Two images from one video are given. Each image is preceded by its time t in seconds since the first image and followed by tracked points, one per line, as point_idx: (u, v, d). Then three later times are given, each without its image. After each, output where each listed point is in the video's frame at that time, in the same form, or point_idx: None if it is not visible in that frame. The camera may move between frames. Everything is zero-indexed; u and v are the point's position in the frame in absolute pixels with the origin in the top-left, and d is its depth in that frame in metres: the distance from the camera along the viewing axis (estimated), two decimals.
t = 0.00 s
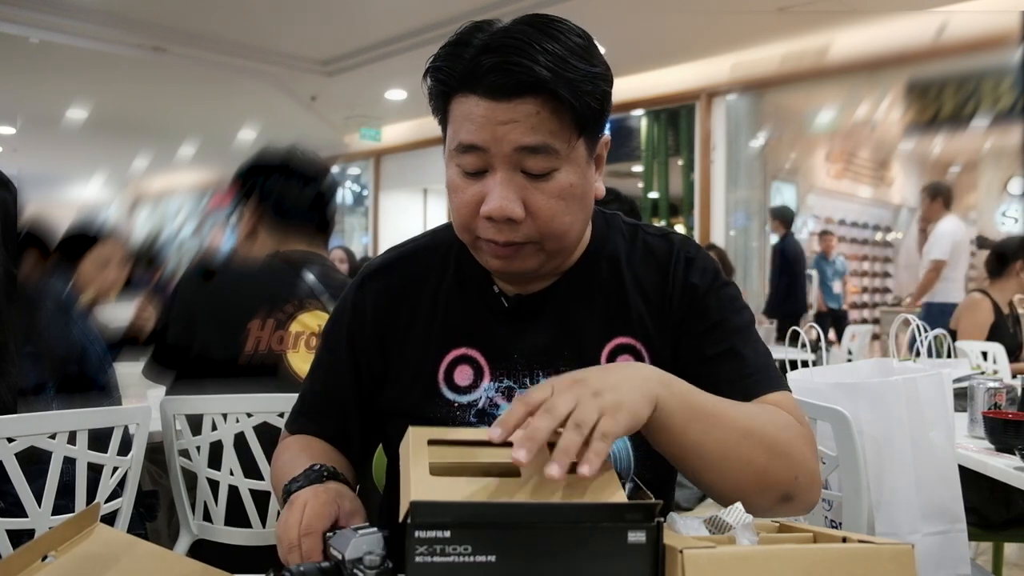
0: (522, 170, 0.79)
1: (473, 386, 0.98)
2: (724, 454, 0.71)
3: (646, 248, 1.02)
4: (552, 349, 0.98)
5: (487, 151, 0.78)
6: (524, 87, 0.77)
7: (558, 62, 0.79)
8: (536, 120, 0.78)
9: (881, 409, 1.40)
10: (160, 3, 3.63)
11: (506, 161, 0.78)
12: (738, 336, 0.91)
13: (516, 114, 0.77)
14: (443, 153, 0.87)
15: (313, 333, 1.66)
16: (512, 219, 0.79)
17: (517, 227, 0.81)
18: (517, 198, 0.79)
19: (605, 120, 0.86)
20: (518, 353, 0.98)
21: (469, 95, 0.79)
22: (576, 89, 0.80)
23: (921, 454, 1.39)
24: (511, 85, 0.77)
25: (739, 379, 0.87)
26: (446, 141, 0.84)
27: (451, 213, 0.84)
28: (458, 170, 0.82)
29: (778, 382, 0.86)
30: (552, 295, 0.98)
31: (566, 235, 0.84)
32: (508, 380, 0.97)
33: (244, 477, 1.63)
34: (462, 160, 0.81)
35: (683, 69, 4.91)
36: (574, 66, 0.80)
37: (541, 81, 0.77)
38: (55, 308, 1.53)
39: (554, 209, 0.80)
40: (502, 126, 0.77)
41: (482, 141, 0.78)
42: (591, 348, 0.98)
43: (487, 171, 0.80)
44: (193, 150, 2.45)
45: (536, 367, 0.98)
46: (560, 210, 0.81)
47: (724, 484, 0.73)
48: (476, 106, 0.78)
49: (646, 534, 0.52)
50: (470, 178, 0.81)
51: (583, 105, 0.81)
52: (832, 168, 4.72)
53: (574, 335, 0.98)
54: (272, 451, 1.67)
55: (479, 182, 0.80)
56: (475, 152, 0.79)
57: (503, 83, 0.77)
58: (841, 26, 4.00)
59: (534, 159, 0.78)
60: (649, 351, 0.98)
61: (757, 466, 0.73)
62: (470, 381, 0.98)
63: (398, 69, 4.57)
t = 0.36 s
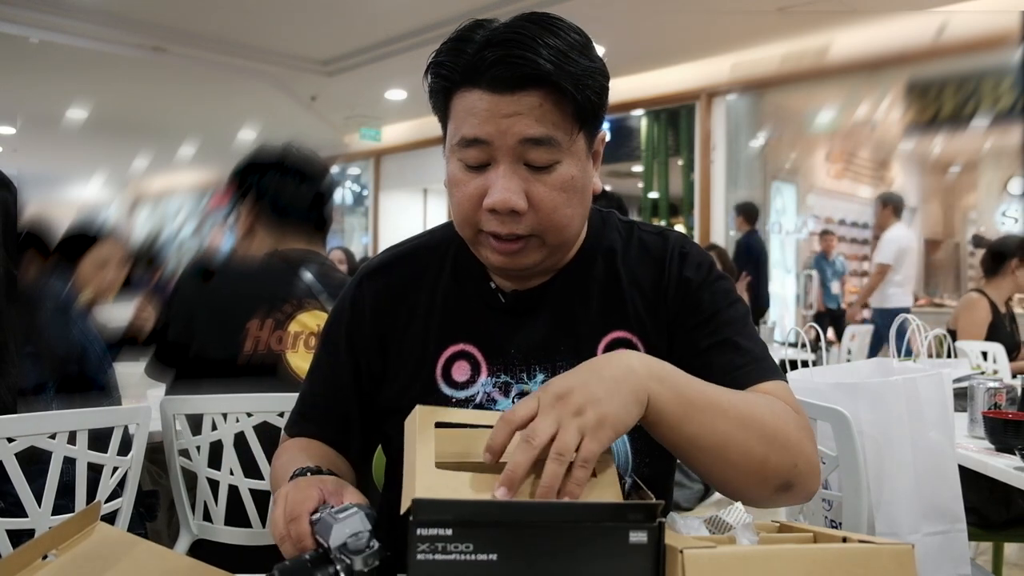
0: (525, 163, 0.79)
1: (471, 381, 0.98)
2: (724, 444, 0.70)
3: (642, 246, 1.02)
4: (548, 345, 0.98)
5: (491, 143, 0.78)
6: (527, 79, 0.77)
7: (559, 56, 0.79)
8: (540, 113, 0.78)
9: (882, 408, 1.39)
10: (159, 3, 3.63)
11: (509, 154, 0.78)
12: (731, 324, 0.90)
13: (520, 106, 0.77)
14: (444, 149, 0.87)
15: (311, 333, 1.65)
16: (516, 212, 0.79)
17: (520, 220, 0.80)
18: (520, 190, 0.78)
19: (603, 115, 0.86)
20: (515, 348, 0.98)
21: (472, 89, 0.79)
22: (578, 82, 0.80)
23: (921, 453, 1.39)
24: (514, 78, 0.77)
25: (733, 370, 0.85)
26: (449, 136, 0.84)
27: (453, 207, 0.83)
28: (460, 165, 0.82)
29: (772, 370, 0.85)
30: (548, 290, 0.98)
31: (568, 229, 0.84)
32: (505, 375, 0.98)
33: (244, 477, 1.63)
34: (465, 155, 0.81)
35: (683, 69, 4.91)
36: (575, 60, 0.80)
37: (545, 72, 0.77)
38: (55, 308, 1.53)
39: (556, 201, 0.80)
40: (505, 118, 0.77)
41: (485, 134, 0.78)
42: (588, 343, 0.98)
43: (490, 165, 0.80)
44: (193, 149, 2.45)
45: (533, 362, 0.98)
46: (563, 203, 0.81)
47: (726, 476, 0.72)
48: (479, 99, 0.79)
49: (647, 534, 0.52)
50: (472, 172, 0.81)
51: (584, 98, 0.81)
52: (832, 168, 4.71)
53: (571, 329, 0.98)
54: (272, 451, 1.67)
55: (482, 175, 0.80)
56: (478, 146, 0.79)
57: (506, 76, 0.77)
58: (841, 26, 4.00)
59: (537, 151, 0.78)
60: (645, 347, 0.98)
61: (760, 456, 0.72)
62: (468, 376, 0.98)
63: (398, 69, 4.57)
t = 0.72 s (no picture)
0: (523, 151, 0.79)
1: (468, 382, 0.98)
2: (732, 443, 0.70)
3: (640, 246, 1.02)
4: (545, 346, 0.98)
5: (488, 131, 0.78)
6: (525, 68, 0.78)
7: (557, 47, 0.80)
8: (538, 101, 0.78)
9: (882, 409, 1.40)
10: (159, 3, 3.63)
11: (506, 142, 0.78)
12: (729, 324, 0.90)
13: (517, 95, 0.78)
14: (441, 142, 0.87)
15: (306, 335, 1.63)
16: (513, 201, 0.78)
17: (517, 210, 0.80)
18: (517, 178, 0.78)
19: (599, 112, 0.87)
20: (512, 349, 0.98)
21: (469, 78, 0.80)
22: (575, 73, 0.81)
23: (921, 453, 1.39)
24: (512, 66, 0.78)
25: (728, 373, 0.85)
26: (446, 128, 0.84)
27: (449, 198, 0.83)
28: (457, 155, 0.81)
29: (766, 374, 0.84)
30: (546, 291, 0.98)
31: (566, 222, 0.83)
32: (502, 375, 0.97)
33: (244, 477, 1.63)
34: (462, 146, 0.81)
35: (683, 69, 4.91)
36: (574, 51, 0.81)
37: (542, 61, 0.78)
38: (56, 309, 1.52)
39: (554, 192, 0.80)
40: (502, 106, 0.78)
41: (482, 122, 0.78)
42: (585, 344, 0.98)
43: (487, 155, 0.80)
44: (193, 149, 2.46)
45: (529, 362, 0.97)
46: (560, 193, 0.80)
47: (730, 476, 0.72)
48: (476, 88, 0.79)
49: (646, 534, 0.52)
50: (469, 162, 0.81)
51: (581, 90, 0.81)
52: (831, 167, 4.68)
53: (569, 330, 0.98)
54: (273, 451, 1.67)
55: (478, 165, 0.80)
56: (476, 133, 0.79)
57: (504, 64, 0.78)
58: (841, 26, 4.00)
59: (535, 139, 0.78)
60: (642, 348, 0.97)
61: (768, 455, 0.71)
62: (465, 377, 0.98)
63: (398, 69, 4.58)
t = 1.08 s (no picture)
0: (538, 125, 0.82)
1: (470, 386, 0.98)
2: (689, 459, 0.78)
3: (640, 253, 1.04)
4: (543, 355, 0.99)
5: (504, 103, 0.82)
6: (540, 44, 0.83)
7: (570, 28, 0.86)
8: (552, 75, 0.83)
9: (881, 409, 1.40)
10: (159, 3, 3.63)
11: (521, 115, 0.82)
12: (726, 352, 0.94)
13: (533, 69, 0.82)
14: (450, 128, 0.89)
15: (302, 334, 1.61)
16: (529, 175, 0.80)
17: (533, 185, 0.81)
18: (533, 152, 0.80)
19: (602, 104, 0.92)
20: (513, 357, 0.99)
21: (484, 58, 0.84)
22: (586, 54, 0.86)
23: (920, 454, 1.39)
24: (527, 43, 0.83)
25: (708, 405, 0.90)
26: (457, 111, 0.87)
27: (461, 179, 0.84)
28: (470, 133, 0.84)
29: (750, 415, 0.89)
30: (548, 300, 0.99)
31: (577, 206, 0.85)
32: (502, 382, 0.99)
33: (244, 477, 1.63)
34: (477, 124, 0.83)
35: (683, 69, 4.88)
36: (585, 36, 0.87)
37: (557, 36, 0.83)
38: (55, 308, 1.53)
39: (568, 169, 0.82)
40: (518, 79, 0.82)
41: (498, 94, 0.82)
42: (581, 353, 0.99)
43: (502, 131, 0.83)
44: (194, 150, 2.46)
45: (529, 370, 0.99)
46: (573, 172, 0.83)
47: (689, 489, 0.80)
48: (492, 63, 0.83)
49: (646, 534, 0.52)
50: (482, 140, 0.83)
51: (590, 73, 0.87)
52: (832, 168, 4.82)
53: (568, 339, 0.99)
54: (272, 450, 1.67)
55: (493, 143, 0.82)
56: (492, 105, 0.82)
57: (520, 42, 0.83)
58: (841, 26, 3.99)
59: (550, 113, 0.82)
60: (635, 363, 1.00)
61: (715, 483, 0.80)
62: (468, 381, 0.98)
63: (399, 69, 4.58)
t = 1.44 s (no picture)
0: (555, 133, 0.82)
1: (479, 401, 1.00)
2: (697, 468, 0.81)
3: (649, 260, 1.06)
4: (553, 370, 1.00)
5: (520, 108, 0.82)
6: (559, 48, 0.83)
7: (587, 31, 0.86)
8: (569, 81, 0.83)
9: (882, 410, 1.40)
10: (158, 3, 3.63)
11: (537, 121, 0.82)
12: (734, 366, 0.97)
13: (550, 74, 0.82)
14: (460, 130, 0.89)
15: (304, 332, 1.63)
16: (544, 185, 0.80)
17: (548, 196, 0.81)
18: (550, 160, 0.80)
19: (616, 110, 0.93)
20: (521, 372, 1.00)
21: (499, 60, 0.84)
22: (604, 58, 0.86)
23: (921, 454, 1.39)
24: (545, 47, 0.83)
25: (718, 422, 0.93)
26: (468, 113, 0.87)
27: (474, 185, 0.84)
28: (483, 138, 0.84)
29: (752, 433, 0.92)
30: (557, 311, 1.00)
31: (589, 216, 0.85)
32: (509, 396, 1.00)
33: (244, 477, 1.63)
34: (491, 129, 0.83)
35: (682, 69, 4.87)
36: (604, 40, 0.87)
37: (575, 40, 0.83)
38: (55, 308, 1.55)
39: (583, 179, 0.83)
40: (535, 84, 0.81)
41: (514, 99, 0.81)
42: (588, 367, 1.00)
43: (517, 136, 0.83)
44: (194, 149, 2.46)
45: (538, 386, 1.00)
46: (587, 182, 0.83)
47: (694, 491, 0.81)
48: (507, 67, 0.83)
49: (646, 534, 0.52)
50: (496, 146, 0.83)
51: (607, 78, 0.87)
52: (832, 168, 4.82)
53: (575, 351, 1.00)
54: (272, 450, 1.67)
55: (507, 150, 0.82)
56: (507, 111, 0.82)
57: (537, 46, 0.83)
58: (841, 26, 3.98)
59: (568, 121, 0.82)
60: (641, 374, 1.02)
61: (715, 486, 0.82)
62: (476, 396, 1.00)
63: (399, 69, 4.58)
